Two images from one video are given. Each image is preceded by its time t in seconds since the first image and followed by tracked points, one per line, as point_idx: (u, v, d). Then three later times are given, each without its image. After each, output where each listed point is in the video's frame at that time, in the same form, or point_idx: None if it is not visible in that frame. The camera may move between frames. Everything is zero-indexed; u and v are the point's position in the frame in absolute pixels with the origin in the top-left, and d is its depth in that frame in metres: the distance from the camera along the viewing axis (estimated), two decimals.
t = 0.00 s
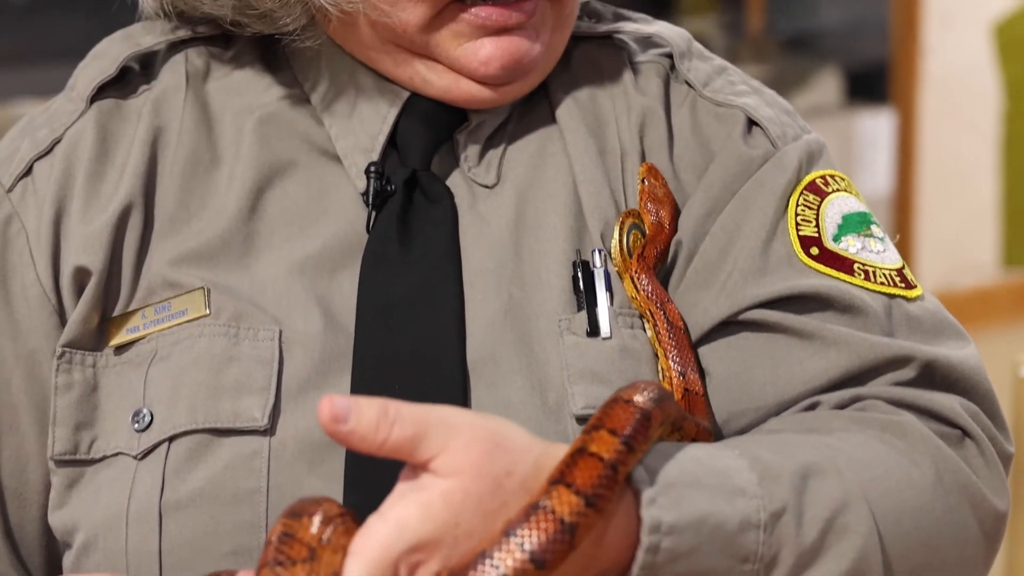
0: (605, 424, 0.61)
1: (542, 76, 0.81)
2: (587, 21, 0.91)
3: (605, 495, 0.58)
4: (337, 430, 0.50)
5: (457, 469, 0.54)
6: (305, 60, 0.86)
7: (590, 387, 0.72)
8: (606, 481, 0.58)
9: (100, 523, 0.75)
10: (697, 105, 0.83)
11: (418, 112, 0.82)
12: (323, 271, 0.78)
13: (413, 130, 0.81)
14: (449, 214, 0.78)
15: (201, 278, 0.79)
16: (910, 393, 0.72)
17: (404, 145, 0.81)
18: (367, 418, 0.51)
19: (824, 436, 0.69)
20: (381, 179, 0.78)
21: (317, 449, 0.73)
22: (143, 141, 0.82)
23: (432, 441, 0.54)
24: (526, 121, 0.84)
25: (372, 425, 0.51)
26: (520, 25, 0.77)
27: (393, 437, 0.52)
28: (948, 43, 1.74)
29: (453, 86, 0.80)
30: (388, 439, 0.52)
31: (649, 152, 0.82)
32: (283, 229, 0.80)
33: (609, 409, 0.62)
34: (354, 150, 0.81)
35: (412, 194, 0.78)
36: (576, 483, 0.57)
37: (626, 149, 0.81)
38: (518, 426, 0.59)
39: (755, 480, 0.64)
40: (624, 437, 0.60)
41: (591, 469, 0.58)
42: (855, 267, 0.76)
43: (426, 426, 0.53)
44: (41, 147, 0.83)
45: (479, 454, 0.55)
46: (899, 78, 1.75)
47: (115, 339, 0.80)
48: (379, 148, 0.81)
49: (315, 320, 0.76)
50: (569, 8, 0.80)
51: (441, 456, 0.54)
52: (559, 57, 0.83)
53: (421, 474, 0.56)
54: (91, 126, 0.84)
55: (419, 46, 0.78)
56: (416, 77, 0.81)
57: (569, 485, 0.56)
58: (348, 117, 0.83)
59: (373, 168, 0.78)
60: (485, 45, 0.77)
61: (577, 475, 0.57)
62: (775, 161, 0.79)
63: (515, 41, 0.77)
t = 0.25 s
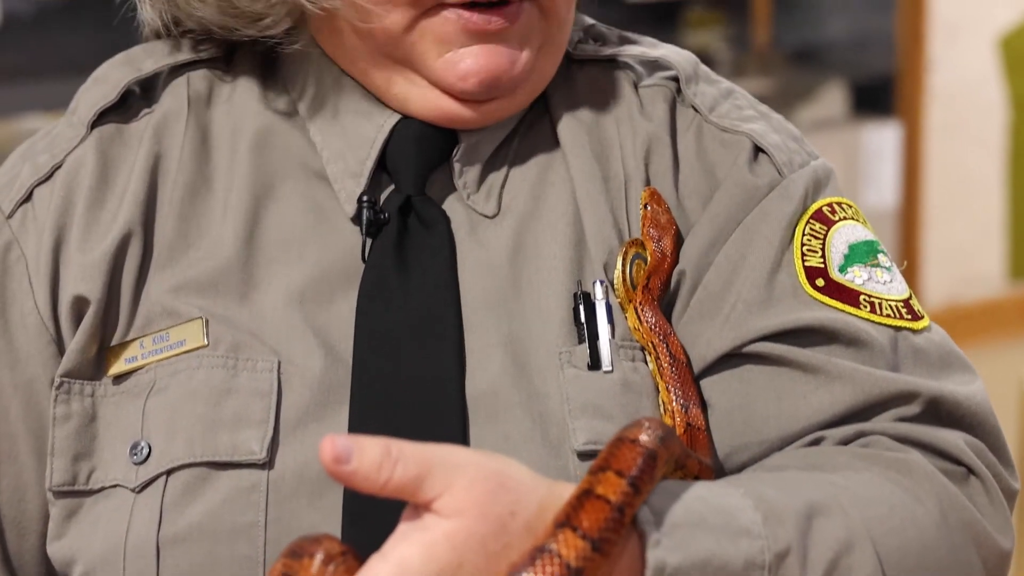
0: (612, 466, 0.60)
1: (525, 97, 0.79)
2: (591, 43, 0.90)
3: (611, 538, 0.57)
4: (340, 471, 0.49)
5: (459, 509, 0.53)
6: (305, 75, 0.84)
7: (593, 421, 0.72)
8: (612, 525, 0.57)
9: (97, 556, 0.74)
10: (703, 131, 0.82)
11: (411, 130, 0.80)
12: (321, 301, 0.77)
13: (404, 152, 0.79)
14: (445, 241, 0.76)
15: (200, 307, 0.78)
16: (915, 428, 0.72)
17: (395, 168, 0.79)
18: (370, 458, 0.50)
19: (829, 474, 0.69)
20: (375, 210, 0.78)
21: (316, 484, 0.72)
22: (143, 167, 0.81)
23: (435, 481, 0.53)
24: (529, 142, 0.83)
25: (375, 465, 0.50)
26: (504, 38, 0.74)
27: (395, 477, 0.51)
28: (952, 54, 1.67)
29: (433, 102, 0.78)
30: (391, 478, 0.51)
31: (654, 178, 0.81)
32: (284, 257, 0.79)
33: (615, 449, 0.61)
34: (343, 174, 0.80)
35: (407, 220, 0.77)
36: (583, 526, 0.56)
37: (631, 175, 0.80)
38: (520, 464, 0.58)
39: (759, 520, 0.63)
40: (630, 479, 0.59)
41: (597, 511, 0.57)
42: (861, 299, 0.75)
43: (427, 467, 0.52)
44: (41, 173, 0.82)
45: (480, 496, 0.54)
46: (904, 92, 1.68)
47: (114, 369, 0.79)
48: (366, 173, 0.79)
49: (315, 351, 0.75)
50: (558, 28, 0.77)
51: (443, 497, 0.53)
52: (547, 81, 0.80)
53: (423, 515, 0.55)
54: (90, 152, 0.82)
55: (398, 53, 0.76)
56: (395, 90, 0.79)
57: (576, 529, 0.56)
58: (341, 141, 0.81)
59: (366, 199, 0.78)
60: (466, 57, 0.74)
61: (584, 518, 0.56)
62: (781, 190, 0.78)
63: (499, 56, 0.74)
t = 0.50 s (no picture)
0: (611, 502, 0.59)
1: (492, 121, 0.78)
2: (594, 63, 0.89)
3: None
4: (333, 506, 0.48)
5: (454, 544, 0.53)
6: (304, 91, 0.83)
7: (589, 449, 0.71)
8: (612, 563, 0.56)
9: None
10: (706, 152, 0.81)
11: (404, 151, 0.79)
12: (320, 325, 0.76)
13: (392, 174, 0.79)
14: (437, 263, 0.76)
15: (198, 329, 0.76)
16: (916, 459, 0.71)
17: (385, 190, 0.79)
18: (364, 490, 0.49)
19: (830, 505, 0.68)
20: (366, 235, 0.78)
21: (312, 508, 0.72)
22: (143, 187, 0.79)
23: (429, 516, 0.52)
24: (532, 154, 0.83)
25: (369, 498, 0.49)
26: (461, 58, 0.74)
27: (388, 511, 0.50)
28: (955, 68, 1.85)
29: (395, 120, 0.78)
30: (384, 513, 0.50)
31: (657, 200, 0.80)
32: (284, 278, 0.77)
33: (614, 484, 0.60)
34: (331, 199, 0.79)
35: (398, 241, 0.77)
36: (581, 566, 0.55)
37: (633, 196, 0.79)
38: (513, 496, 0.57)
39: (760, 555, 0.64)
40: (629, 515, 0.59)
41: (597, 550, 0.56)
42: (863, 325, 0.75)
43: (421, 499, 0.52)
44: (42, 192, 0.80)
45: (476, 531, 0.54)
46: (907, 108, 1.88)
47: (112, 391, 0.77)
48: (354, 195, 0.79)
49: (314, 374, 0.74)
50: (528, 50, 0.76)
51: (439, 530, 0.53)
52: (517, 107, 0.79)
53: (417, 550, 0.54)
54: (91, 172, 0.80)
55: (359, 68, 0.76)
56: (360, 105, 0.79)
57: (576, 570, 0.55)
58: (331, 161, 0.80)
59: (357, 225, 0.78)
60: (421, 76, 0.74)
61: (582, 557, 0.56)
62: (784, 214, 0.77)
63: (454, 77, 0.74)
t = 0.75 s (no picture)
0: (593, 534, 0.59)
1: (491, 141, 0.78)
2: (595, 81, 0.89)
3: None
4: (307, 540, 0.48)
5: None
6: (301, 112, 0.83)
7: (582, 471, 0.72)
8: None
9: None
10: (705, 171, 0.81)
11: (398, 171, 0.79)
12: (317, 345, 0.75)
13: (389, 195, 0.78)
14: (434, 284, 0.75)
15: (194, 348, 0.75)
16: (914, 481, 0.71)
17: (383, 212, 0.79)
18: (340, 524, 0.50)
19: (823, 531, 0.68)
20: (363, 254, 0.77)
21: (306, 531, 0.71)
22: (142, 205, 0.78)
23: (408, 549, 0.53)
24: (532, 173, 0.83)
25: (344, 533, 0.50)
26: (459, 84, 0.73)
27: (365, 545, 0.51)
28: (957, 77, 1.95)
29: (392, 143, 0.77)
30: (361, 546, 0.51)
31: (653, 220, 0.80)
32: (283, 297, 0.77)
33: (595, 517, 0.60)
34: (330, 219, 0.79)
35: (395, 261, 0.77)
36: None
37: (628, 216, 0.79)
38: (495, 529, 0.58)
39: None
40: (611, 547, 0.58)
41: None
42: (861, 345, 0.74)
43: (398, 533, 0.52)
44: (42, 211, 0.79)
45: (456, 564, 0.54)
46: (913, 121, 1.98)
47: (108, 409, 0.76)
48: (351, 216, 0.78)
49: (310, 395, 0.73)
50: (528, 73, 0.76)
51: (417, 564, 0.53)
52: (516, 126, 0.79)
53: None
54: (89, 190, 0.79)
55: (356, 94, 0.76)
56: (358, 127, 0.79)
57: None
58: (330, 181, 0.80)
59: (354, 245, 0.77)
60: (419, 101, 0.74)
61: None
62: (783, 233, 0.77)
63: (451, 100, 0.74)
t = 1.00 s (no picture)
0: (581, 561, 0.60)
1: (500, 171, 0.77)
2: (594, 105, 0.89)
3: None
4: (293, 568, 0.52)
5: None
6: (296, 134, 0.82)
7: (577, 501, 0.71)
8: None
9: None
10: (704, 197, 0.81)
11: (395, 198, 0.78)
12: (314, 374, 0.75)
13: (388, 223, 0.78)
14: (432, 312, 0.75)
15: (190, 377, 0.74)
16: (911, 508, 0.71)
17: (381, 239, 0.78)
18: (326, 553, 0.54)
19: (819, 559, 0.68)
20: (361, 281, 0.77)
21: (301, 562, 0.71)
22: (138, 234, 0.77)
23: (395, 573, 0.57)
24: (529, 201, 0.82)
25: (332, 560, 0.54)
26: (470, 118, 0.73)
27: (353, 571, 0.55)
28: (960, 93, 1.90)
29: (397, 175, 0.76)
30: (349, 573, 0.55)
31: (651, 245, 0.80)
32: (279, 325, 0.76)
33: (584, 543, 0.61)
34: (330, 246, 0.78)
35: (393, 289, 0.77)
36: None
37: (625, 241, 0.79)
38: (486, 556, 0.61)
39: None
40: None
41: None
42: (859, 372, 0.74)
43: (386, 561, 0.56)
44: (39, 240, 0.78)
45: None
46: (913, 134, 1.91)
47: (105, 438, 0.75)
48: (352, 243, 0.78)
49: (306, 426, 0.73)
50: (535, 105, 0.76)
51: None
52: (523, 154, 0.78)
53: None
54: (86, 220, 0.78)
55: (362, 127, 0.75)
56: (363, 160, 0.77)
57: None
58: (330, 210, 0.79)
59: (352, 272, 0.76)
60: (430, 135, 0.73)
61: None
62: (781, 258, 0.77)
63: (462, 134, 0.73)
